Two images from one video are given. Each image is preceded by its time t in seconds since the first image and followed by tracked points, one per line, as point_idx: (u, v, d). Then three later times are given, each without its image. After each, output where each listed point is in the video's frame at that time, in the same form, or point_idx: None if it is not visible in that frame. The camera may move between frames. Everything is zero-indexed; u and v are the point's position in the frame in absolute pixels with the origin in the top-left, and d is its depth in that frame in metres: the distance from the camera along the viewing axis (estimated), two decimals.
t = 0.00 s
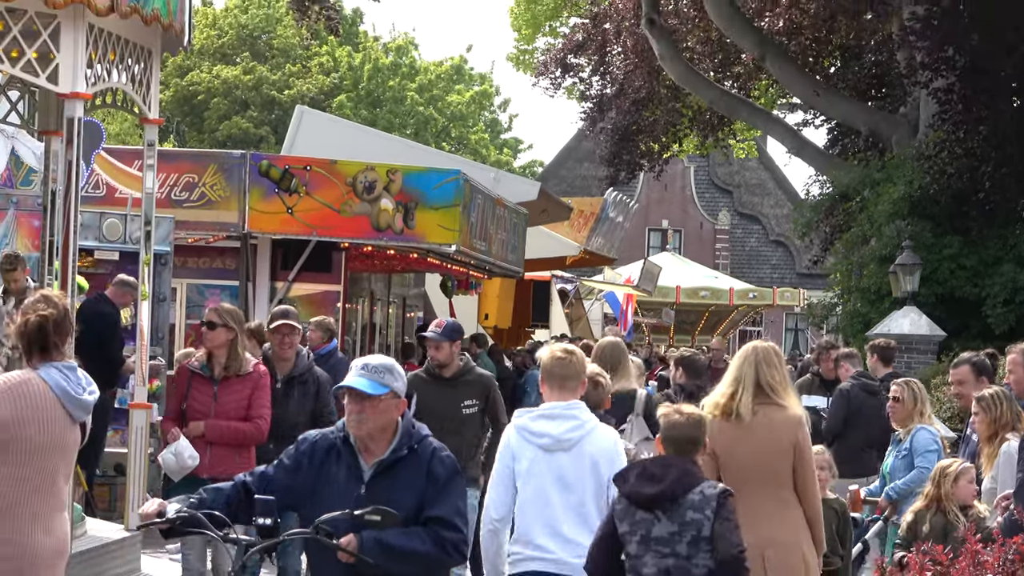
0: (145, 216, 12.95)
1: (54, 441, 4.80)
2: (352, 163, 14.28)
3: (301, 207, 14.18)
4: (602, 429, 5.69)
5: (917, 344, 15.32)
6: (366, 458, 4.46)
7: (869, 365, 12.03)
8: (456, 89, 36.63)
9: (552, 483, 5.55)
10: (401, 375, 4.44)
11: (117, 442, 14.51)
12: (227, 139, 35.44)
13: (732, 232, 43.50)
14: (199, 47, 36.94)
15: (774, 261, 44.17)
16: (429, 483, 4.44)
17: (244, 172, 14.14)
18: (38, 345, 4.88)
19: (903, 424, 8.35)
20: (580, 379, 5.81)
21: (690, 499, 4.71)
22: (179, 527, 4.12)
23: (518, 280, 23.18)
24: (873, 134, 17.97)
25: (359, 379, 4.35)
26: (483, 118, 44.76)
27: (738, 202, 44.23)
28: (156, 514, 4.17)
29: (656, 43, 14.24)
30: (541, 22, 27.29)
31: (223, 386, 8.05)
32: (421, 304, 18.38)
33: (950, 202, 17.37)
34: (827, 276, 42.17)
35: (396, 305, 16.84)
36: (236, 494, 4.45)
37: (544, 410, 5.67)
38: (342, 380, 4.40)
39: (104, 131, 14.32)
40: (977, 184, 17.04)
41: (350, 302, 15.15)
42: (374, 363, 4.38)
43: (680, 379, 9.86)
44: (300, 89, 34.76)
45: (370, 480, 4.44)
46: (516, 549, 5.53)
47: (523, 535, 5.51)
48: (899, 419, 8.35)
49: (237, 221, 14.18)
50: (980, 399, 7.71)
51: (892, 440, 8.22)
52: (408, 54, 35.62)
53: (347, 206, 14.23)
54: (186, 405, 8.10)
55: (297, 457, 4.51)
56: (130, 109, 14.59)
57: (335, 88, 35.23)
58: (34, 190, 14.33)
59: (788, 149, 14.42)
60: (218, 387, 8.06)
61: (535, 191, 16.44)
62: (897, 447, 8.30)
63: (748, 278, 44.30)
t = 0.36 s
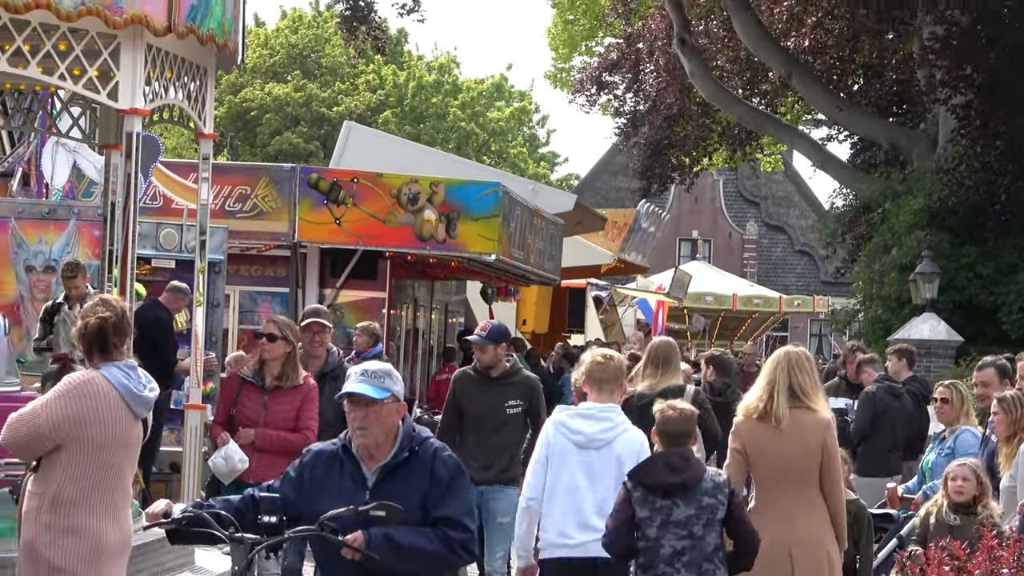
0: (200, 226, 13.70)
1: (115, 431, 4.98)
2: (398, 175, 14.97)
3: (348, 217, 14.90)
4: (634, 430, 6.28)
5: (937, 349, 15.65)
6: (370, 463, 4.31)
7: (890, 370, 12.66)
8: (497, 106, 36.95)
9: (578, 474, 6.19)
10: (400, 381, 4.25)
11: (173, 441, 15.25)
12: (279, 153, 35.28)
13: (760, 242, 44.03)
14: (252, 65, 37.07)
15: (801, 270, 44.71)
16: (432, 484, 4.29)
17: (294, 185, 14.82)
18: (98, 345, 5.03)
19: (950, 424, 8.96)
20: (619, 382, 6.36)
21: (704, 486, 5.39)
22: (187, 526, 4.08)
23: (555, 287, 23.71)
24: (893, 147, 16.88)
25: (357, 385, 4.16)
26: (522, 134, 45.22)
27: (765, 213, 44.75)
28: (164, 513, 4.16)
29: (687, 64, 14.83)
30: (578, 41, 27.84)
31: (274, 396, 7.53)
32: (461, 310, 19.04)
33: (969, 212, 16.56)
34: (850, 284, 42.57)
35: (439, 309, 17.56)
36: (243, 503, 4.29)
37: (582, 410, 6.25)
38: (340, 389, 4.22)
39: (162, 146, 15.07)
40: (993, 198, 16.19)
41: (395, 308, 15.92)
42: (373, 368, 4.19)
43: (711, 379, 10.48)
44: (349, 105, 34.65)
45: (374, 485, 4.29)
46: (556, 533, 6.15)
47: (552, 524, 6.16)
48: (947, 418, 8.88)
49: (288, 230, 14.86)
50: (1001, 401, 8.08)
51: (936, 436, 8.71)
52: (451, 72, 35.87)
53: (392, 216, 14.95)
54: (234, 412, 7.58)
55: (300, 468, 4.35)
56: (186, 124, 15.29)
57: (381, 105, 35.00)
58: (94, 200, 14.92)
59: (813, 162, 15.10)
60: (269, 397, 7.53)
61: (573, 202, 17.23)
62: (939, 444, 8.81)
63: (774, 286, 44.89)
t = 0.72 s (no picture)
0: (233, 234, 14.38)
1: (154, 426, 5.59)
2: (422, 185, 15.66)
3: (376, 224, 15.60)
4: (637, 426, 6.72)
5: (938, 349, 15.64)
6: (364, 447, 4.21)
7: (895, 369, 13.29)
8: (519, 117, 37.72)
9: (593, 476, 6.62)
10: (396, 363, 4.18)
11: (207, 439, 15.95)
12: (310, 165, 35.97)
13: (767, 247, 44.86)
14: (284, 79, 37.82)
15: (807, 273, 45.52)
16: (428, 469, 4.19)
17: (325, 194, 15.54)
18: (139, 345, 5.64)
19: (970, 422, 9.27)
20: (621, 384, 6.75)
21: (695, 471, 5.92)
22: (179, 525, 3.88)
23: (572, 291, 24.34)
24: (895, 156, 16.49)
25: (354, 368, 4.08)
26: (541, 144, 46.07)
27: (773, 220, 45.62)
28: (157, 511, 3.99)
29: (699, 78, 15.41)
30: (595, 56, 28.65)
31: (309, 392, 7.50)
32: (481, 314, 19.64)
33: (969, 217, 16.16)
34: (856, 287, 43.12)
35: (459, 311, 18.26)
36: (237, 490, 4.14)
37: (587, 415, 6.66)
38: (336, 373, 4.15)
39: (197, 157, 15.78)
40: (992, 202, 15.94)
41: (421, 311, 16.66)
42: (370, 351, 4.12)
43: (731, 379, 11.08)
44: (377, 118, 35.34)
45: (368, 468, 4.19)
46: (571, 522, 6.57)
47: (571, 514, 6.57)
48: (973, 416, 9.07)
49: (318, 237, 15.58)
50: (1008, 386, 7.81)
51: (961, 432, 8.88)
52: (474, 86, 36.64)
53: (418, 223, 15.65)
54: (268, 406, 7.57)
55: (296, 450, 4.25)
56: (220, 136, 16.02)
57: (407, 117, 35.68)
58: (133, 210, 15.64)
59: (820, 169, 15.77)
60: (304, 392, 7.51)
61: (589, 210, 18.08)
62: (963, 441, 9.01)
63: (782, 289, 45.71)
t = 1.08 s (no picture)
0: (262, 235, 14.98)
1: (188, 420, 5.53)
2: (443, 188, 16.39)
3: (399, 226, 16.35)
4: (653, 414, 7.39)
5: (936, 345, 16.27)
6: (360, 445, 4.10)
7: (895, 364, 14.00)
8: (535, 124, 38.53)
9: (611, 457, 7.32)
10: (393, 361, 4.07)
11: (239, 431, 16.72)
12: (335, 170, 36.75)
13: (772, 247, 45.74)
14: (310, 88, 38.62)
15: (811, 273, 46.40)
16: (426, 466, 4.08)
17: (349, 198, 16.25)
18: (171, 342, 5.59)
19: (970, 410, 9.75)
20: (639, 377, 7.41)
21: (683, 454, 6.52)
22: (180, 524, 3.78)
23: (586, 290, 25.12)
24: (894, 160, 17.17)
25: (350, 366, 3.98)
26: (557, 150, 46.89)
27: (778, 222, 46.50)
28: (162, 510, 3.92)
29: (707, 86, 16.11)
30: (607, 66, 29.37)
31: (327, 389, 8.29)
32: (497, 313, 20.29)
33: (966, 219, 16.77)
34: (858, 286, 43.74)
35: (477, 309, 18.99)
36: (237, 490, 4.03)
37: (612, 404, 7.34)
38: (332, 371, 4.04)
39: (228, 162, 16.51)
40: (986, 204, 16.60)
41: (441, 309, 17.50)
42: (365, 349, 4.01)
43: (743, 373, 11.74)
44: (400, 124, 36.07)
45: (365, 466, 4.07)
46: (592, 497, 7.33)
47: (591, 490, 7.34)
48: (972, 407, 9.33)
49: (344, 239, 16.32)
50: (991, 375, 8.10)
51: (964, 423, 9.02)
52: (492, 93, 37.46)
53: (438, 225, 16.41)
54: (288, 403, 8.32)
55: (292, 450, 4.14)
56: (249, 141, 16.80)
57: (428, 124, 36.34)
58: (167, 213, 16.45)
59: (822, 174, 16.47)
60: (323, 390, 8.29)
61: (602, 213, 18.87)
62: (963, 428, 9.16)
63: (786, 287, 46.62)
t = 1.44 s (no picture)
0: (282, 236, 15.71)
1: (211, 413, 5.55)
2: (455, 192, 17.14)
3: (412, 228, 17.10)
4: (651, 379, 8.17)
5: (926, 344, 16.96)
6: (343, 445, 4.08)
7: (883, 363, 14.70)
8: (543, 130, 39.41)
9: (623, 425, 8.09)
10: (372, 361, 4.05)
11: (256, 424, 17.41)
12: (351, 174, 37.60)
13: (769, 249, 46.68)
14: (327, 96, 39.51)
15: (806, 274, 47.34)
16: (407, 462, 4.07)
17: (366, 202, 17.00)
18: (193, 338, 5.62)
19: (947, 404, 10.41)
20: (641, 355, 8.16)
21: (673, 442, 7.17)
22: (164, 518, 3.85)
23: (591, 290, 25.88)
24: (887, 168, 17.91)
25: (325, 369, 3.99)
26: (564, 155, 47.77)
27: (775, 225, 47.44)
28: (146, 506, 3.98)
29: (707, 95, 16.83)
30: (613, 76, 30.12)
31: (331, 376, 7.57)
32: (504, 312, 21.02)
33: (954, 225, 17.49)
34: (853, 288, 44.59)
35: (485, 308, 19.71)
36: (224, 494, 4.06)
37: (623, 379, 8.06)
38: (308, 372, 4.05)
39: (250, 166, 17.24)
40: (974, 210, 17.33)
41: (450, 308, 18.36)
42: (339, 351, 4.01)
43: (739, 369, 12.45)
44: (414, 131, 36.92)
45: (348, 466, 4.06)
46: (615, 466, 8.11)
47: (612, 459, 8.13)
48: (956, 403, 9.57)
49: (360, 240, 17.12)
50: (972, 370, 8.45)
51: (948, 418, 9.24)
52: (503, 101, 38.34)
53: (451, 228, 17.17)
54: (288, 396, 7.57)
55: (277, 452, 4.14)
56: (269, 147, 17.63)
57: (441, 131, 37.25)
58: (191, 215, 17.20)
59: (817, 180, 17.21)
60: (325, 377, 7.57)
61: (607, 216, 19.72)
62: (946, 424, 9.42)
63: (782, 288, 47.60)
